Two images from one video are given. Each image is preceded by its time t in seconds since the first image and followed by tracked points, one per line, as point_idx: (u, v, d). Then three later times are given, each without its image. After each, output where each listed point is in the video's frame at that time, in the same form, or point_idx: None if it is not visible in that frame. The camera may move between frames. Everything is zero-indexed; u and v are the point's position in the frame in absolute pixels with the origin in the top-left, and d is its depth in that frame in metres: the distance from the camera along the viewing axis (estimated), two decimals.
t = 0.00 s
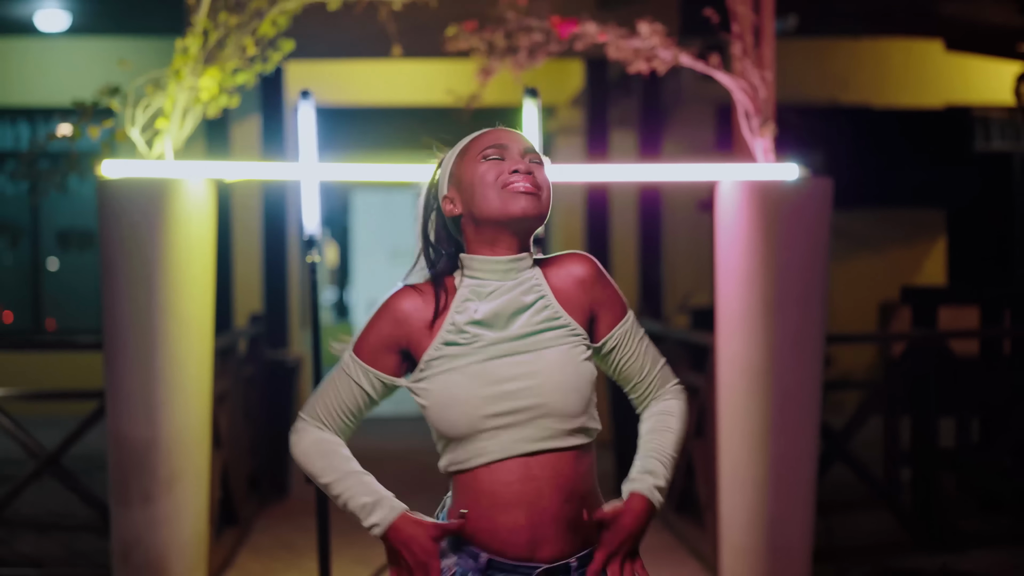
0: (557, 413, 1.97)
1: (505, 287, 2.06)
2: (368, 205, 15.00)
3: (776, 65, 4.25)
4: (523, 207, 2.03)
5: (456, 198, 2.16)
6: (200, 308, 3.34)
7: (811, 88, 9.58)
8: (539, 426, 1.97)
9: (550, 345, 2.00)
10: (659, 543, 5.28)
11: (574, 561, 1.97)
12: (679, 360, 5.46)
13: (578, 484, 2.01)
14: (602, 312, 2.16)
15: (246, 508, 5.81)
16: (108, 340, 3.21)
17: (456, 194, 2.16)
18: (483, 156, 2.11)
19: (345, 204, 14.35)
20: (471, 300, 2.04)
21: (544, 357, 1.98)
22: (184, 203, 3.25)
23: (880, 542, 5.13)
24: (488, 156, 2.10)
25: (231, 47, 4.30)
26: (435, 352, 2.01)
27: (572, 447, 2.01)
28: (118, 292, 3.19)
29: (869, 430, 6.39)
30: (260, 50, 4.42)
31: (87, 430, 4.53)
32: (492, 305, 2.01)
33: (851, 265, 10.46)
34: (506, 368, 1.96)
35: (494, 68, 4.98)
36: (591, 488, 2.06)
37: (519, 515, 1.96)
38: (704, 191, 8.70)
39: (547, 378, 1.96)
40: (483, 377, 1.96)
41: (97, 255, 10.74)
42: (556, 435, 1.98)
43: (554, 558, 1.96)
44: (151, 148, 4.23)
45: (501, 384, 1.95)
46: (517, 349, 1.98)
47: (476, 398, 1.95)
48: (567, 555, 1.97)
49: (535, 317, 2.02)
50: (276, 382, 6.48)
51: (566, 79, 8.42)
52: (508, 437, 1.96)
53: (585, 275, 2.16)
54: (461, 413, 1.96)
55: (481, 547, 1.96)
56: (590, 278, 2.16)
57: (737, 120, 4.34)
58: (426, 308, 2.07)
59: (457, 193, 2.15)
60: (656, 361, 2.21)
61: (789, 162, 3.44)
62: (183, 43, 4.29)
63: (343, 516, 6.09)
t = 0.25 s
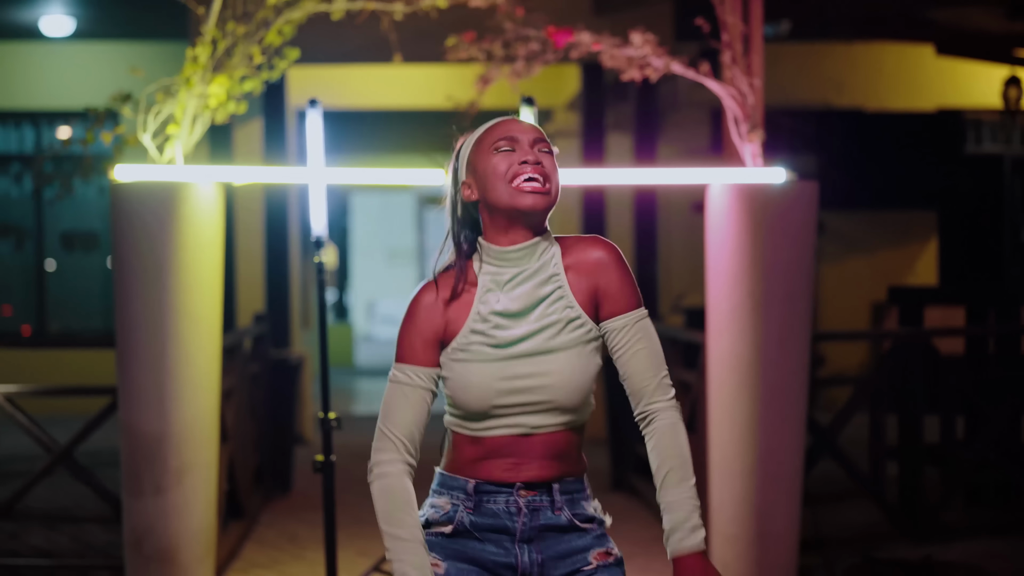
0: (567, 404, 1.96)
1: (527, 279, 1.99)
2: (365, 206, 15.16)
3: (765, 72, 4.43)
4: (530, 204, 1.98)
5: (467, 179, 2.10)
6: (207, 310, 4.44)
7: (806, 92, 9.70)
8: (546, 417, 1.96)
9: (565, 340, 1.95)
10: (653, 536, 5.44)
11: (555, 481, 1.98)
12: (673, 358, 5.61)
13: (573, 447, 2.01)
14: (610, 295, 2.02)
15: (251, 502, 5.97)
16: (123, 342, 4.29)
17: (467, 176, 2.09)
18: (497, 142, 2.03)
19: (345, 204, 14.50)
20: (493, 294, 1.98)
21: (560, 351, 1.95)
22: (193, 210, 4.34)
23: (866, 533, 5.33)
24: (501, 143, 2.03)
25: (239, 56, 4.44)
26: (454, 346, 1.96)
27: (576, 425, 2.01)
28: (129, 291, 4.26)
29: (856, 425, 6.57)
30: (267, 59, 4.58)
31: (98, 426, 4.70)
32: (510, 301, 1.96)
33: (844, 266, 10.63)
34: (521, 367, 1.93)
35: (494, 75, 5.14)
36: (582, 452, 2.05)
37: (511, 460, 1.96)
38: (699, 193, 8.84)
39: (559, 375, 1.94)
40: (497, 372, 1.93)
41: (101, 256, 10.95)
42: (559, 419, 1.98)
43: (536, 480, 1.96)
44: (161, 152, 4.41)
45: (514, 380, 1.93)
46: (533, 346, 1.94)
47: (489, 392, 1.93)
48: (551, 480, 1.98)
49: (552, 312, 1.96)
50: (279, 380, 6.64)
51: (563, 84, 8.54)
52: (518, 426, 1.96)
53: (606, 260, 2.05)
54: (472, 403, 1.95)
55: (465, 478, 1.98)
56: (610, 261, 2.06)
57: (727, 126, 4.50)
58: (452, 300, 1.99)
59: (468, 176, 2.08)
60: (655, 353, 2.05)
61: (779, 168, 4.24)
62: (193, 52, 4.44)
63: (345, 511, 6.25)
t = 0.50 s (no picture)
0: (541, 349, 2.11)
1: (509, 253, 2.20)
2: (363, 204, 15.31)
3: (752, 78, 4.61)
4: (513, 215, 2.19)
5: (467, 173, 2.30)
6: (217, 307, 4.61)
7: (796, 95, 9.70)
8: (523, 358, 2.09)
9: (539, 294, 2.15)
10: (646, 526, 5.62)
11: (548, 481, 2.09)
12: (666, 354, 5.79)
13: (554, 412, 2.13)
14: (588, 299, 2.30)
15: (258, 495, 6.15)
16: (135, 337, 4.46)
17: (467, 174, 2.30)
18: (488, 148, 2.22)
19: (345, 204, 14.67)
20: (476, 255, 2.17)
21: (534, 300, 2.13)
22: (202, 209, 4.49)
23: (853, 524, 5.52)
24: (493, 150, 2.22)
25: (246, 61, 4.60)
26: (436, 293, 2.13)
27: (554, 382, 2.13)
28: (140, 289, 4.43)
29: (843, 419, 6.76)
30: (273, 64, 4.74)
31: (109, 419, 4.87)
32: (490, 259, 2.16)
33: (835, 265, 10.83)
34: (499, 307, 2.09)
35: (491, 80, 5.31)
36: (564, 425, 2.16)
37: (500, 439, 2.08)
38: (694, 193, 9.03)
39: (535, 318, 2.11)
40: (478, 310, 2.09)
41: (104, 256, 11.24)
42: (536, 367, 2.10)
43: (529, 482, 2.08)
44: (172, 154, 4.57)
45: (493, 317, 2.08)
46: (509, 293, 2.12)
47: (468, 330, 2.08)
48: (543, 477, 2.10)
49: (527, 272, 2.16)
50: (282, 375, 6.82)
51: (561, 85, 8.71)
52: (494, 369, 2.08)
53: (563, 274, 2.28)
54: (453, 341, 2.08)
55: (464, 468, 2.09)
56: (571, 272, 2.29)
57: (716, 128, 4.68)
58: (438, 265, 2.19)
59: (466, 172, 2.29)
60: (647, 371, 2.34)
61: (766, 168, 4.42)
62: (201, 56, 4.60)
63: (347, 504, 6.44)
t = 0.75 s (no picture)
0: (545, 400, 2.19)
1: (507, 298, 2.20)
2: (361, 203, 15.42)
3: (744, 80, 4.77)
4: (496, 243, 2.22)
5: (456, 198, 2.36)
6: (226, 302, 4.75)
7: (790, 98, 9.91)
8: (528, 408, 2.18)
9: (541, 345, 2.18)
10: (641, 518, 5.77)
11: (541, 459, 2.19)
12: (661, 349, 5.93)
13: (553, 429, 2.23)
14: (580, 304, 2.28)
15: (262, 488, 6.29)
16: (147, 330, 4.61)
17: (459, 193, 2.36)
18: (468, 177, 2.27)
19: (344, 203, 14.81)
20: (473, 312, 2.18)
21: (537, 354, 2.18)
22: (211, 207, 4.63)
23: (843, 516, 5.66)
24: (471, 178, 2.26)
25: (253, 64, 4.72)
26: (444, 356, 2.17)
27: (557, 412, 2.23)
28: (152, 284, 4.59)
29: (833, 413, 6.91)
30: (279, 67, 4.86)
31: (119, 412, 5.00)
32: (491, 313, 2.18)
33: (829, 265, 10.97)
34: (506, 371, 2.16)
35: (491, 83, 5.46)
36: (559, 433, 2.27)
37: (499, 437, 2.18)
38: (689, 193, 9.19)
39: (541, 375, 2.17)
40: (487, 376, 2.16)
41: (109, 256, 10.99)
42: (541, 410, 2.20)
43: (524, 454, 2.18)
44: (181, 154, 4.71)
45: (501, 384, 2.15)
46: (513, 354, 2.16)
47: (477, 392, 2.16)
48: (537, 455, 2.20)
49: (528, 322, 2.19)
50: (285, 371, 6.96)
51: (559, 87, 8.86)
52: (506, 414, 2.18)
53: (569, 282, 2.28)
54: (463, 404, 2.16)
55: (461, 453, 2.18)
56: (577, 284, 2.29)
57: (709, 130, 4.82)
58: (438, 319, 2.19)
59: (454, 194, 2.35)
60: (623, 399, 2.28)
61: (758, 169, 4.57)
62: (208, 59, 4.72)
63: (349, 497, 6.58)
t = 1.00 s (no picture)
0: (531, 326, 2.27)
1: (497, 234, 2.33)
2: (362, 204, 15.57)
3: (738, 87, 4.91)
4: (491, 222, 2.27)
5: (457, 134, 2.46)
6: (234, 302, 4.88)
7: (785, 100, 10.13)
8: (513, 328, 2.26)
9: (525, 274, 2.29)
10: (638, 512, 5.91)
11: (542, 410, 2.25)
12: (657, 348, 6.07)
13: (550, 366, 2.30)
14: (570, 277, 2.40)
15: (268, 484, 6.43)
16: (157, 329, 4.75)
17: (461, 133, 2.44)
18: (469, 153, 2.29)
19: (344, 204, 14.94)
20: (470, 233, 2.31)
21: (525, 282, 2.28)
22: (220, 209, 4.77)
23: (836, 510, 5.80)
24: (472, 155, 2.28)
25: (260, 70, 4.85)
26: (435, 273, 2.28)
27: (545, 339, 2.30)
28: (162, 283, 4.72)
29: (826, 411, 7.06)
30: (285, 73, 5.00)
31: (129, 408, 5.14)
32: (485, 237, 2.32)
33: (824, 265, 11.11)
34: (494, 287, 2.26)
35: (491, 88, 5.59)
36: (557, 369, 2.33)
37: (497, 378, 2.24)
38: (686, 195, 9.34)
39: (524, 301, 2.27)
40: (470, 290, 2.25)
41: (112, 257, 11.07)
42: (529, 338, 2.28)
43: (526, 408, 2.23)
44: (190, 158, 4.84)
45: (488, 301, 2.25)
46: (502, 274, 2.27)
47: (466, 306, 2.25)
48: (539, 406, 2.26)
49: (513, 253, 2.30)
50: (289, 369, 7.09)
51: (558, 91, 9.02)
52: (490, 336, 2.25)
53: (563, 254, 2.40)
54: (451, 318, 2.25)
55: (467, 407, 2.24)
56: (568, 253, 2.41)
57: (703, 134, 4.97)
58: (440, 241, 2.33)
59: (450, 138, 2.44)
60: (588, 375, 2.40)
61: (749, 172, 4.73)
62: (218, 66, 4.85)
63: (352, 492, 6.72)
